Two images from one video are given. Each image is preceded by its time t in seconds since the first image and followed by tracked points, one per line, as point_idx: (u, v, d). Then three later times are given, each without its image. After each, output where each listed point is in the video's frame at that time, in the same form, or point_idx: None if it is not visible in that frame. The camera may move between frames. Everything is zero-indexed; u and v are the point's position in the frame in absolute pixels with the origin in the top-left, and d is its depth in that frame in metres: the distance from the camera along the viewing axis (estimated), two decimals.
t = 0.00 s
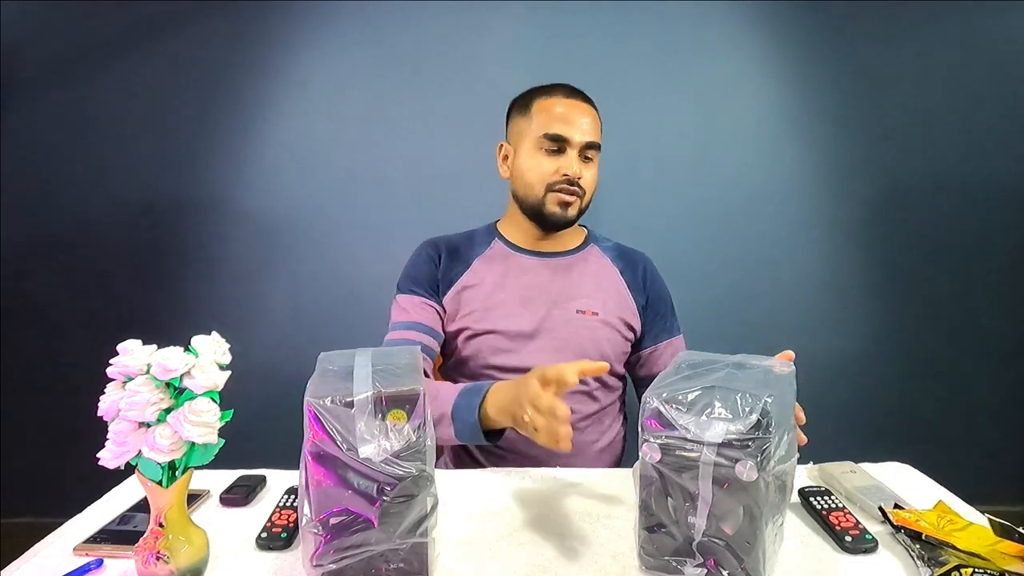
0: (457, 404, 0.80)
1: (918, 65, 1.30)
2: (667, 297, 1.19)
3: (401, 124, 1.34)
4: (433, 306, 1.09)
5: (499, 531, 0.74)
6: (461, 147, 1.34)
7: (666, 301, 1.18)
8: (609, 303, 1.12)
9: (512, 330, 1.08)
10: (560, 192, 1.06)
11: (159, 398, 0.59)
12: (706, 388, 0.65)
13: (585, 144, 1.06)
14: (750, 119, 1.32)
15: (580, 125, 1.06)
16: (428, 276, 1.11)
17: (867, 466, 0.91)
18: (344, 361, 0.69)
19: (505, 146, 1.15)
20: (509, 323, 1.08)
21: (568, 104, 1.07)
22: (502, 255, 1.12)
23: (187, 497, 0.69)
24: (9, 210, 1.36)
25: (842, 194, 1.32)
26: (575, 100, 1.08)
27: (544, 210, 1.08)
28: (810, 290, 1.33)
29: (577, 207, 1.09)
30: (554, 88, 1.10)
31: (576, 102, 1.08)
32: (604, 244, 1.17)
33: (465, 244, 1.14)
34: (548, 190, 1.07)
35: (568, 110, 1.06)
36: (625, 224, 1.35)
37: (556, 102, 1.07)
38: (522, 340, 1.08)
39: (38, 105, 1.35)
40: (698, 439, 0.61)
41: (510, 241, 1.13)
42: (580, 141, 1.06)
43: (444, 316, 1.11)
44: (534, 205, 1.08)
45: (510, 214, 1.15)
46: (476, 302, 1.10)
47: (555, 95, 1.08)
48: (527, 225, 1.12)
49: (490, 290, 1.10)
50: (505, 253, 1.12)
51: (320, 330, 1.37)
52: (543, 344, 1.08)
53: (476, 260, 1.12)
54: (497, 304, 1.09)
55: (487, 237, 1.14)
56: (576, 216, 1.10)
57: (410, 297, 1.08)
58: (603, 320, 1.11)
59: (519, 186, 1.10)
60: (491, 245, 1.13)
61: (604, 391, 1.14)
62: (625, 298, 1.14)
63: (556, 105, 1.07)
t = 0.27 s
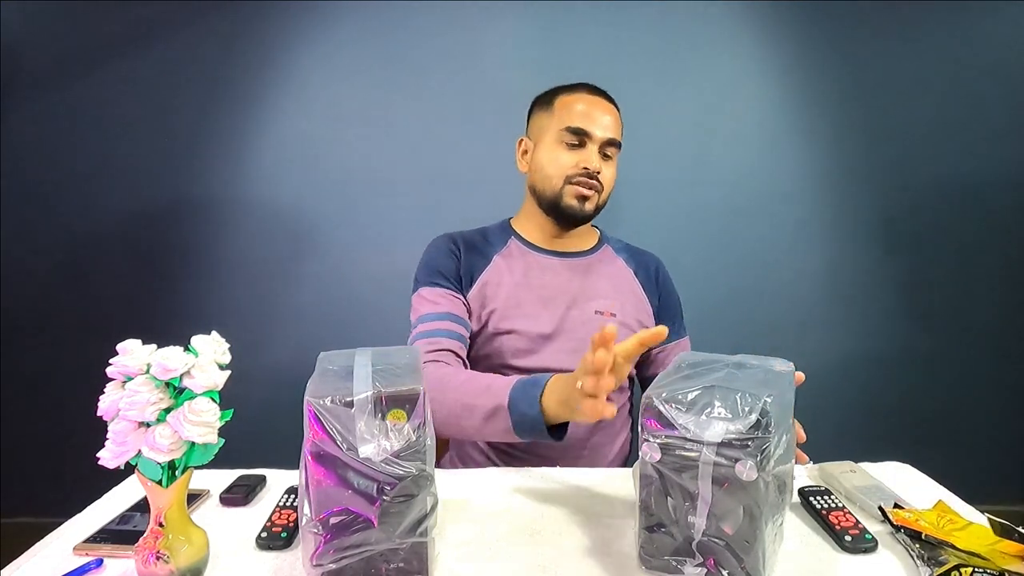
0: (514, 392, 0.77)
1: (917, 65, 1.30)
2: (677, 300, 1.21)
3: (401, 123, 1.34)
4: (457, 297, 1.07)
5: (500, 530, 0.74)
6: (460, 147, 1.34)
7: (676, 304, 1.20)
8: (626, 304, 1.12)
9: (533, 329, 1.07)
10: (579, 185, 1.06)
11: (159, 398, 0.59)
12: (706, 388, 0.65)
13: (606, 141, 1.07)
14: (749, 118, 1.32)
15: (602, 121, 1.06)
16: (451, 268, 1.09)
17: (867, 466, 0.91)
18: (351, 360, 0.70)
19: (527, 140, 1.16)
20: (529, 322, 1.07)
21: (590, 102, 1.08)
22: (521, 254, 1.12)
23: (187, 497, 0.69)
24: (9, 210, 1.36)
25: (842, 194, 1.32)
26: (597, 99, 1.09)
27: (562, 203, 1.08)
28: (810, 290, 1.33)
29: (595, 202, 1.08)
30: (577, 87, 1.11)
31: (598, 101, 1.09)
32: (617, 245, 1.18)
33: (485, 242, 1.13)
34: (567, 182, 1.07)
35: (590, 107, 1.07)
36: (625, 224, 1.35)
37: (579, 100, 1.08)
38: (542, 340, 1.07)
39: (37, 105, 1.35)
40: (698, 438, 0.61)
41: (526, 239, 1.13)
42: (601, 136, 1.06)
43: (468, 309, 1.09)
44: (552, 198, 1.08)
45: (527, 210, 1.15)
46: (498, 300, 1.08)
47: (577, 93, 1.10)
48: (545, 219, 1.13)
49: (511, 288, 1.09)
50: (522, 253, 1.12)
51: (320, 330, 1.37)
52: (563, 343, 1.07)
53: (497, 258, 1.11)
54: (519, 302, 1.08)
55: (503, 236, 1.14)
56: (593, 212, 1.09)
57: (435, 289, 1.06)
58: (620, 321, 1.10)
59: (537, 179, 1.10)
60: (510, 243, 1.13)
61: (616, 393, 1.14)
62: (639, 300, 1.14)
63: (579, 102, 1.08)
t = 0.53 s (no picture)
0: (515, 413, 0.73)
1: (917, 65, 1.30)
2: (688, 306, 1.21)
3: (401, 123, 1.34)
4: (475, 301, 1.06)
5: (501, 531, 0.74)
6: (461, 147, 1.34)
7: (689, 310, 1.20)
8: (642, 311, 1.12)
9: (550, 331, 1.07)
10: (585, 183, 1.06)
11: (159, 398, 0.59)
12: (705, 389, 0.65)
13: (608, 134, 1.07)
14: (749, 118, 1.32)
15: (599, 115, 1.06)
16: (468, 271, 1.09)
17: (867, 466, 0.91)
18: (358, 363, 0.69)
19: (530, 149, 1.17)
20: (546, 324, 1.07)
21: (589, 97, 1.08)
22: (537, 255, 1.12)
23: (187, 497, 0.69)
24: (8, 210, 1.36)
25: (842, 194, 1.32)
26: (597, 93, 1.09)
27: (570, 203, 1.07)
28: (810, 289, 1.33)
29: (605, 198, 1.07)
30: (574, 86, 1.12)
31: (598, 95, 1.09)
32: (633, 250, 1.18)
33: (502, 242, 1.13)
34: (573, 182, 1.06)
35: (588, 102, 1.07)
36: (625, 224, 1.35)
37: (578, 97, 1.08)
38: (558, 342, 1.07)
39: (37, 105, 1.35)
40: (698, 439, 0.61)
41: (542, 240, 1.13)
42: (603, 130, 1.06)
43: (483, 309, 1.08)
44: (561, 200, 1.08)
45: (538, 215, 1.15)
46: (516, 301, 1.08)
47: (576, 91, 1.10)
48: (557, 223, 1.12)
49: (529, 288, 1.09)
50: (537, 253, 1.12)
51: (320, 330, 1.37)
52: (579, 347, 1.07)
53: (514, 258, 1.11)
54: (536, 304, 1.08)
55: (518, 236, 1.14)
56: (606, 208, 1.08)
57: (451, 291, 1.05)
58: (635, 328, 1.10)
59: (544, 183, 1.10)
60: (525, 244, 1.13)
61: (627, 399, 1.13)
62: (654, 306, 1.14)
63: (578, 99, 1.08)
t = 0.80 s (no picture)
0: (515, 431, 0.79)
1: (918, 65, 1.30)
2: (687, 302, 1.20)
3: (401, 123, 1.34)
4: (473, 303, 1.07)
5: (500, 530, 0.74)
6: (460, 147, 1.34)
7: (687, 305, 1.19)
8: (638, 308, 1.12)
9: (546, 330, 1.07)
10: (563, 183, 1.06)
11: (159, 398, 0.59)
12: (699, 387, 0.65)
13: (582, 133, 1.07)
14: (749, 118, 1.32)
15: (567, 115, 1.07)
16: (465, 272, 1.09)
17: (867, 465, 0.91)
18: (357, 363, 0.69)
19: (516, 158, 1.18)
20: (542, 323, 1.07)
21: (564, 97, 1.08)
22: (531, 255, 1.12)
23: (187, 497, 0.69)
24: (8, 210, 1.36)
25: (842, 194, 1.32)
26: (572, 93, 1.09)
27: (552, 205, 1.08)
28: (810, 289, 1.33)
29: (587, 195, 1.07)
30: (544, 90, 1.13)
31: (573, 95, 1.09)
32: (628, 246, 1.17)
33: (498, 243, 1.13)
34: (552, 184, 1.07)
35: (562, 103, 1.07)
36: (625, 224, 1.35)
37: (554, 97, 1.09)
38: (555, 340, 1.07)
39: (37, 105, 1.35)
40: (693, 437, 0.61)
41: (535, 239, 1.13)
42: (575, 130, 1.07)
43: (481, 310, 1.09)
44: (542, 203, 1.09)
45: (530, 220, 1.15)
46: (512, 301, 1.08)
47: (553, 91, 1.10)
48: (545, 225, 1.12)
49: (524, 288, 1.09)
50: (533, 254, 1.12)
51: (320, 330, 1.37)
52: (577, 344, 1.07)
53: (510, 258, 1.11)
54: (532, 303, 1.08)
55: (514, 236, 1.14)
56: (588, 205, 1.08)
57: (448, 294, 1.06)
58: (632, 323, 1.10)
59: (527, 189, 1.12)
60: (521, 245, 1.13)
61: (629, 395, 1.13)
62: (651, 303, 1.13)
63: (554, 99, 1.09)
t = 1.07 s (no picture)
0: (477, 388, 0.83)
1: (918, 65, 1.30)
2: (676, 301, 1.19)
3: (401, 123, 1.34)
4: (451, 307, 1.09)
5: (501, 530, 0.74)
6: (461, 147, 1.34)
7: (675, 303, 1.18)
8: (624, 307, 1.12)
9: (528, 332, 1.08)
10: (543, 187, 1.07)
11: (159, 398, 0.58)
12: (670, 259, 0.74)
13: (561, 135, 1.07)
14: (749, 119, 1.32)
15: (547, 117, 1.06)
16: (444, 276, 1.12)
17: (867, 465, 0.91)
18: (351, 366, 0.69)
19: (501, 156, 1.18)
20: (524, 325, 1.08)
21: (546, 98, 1.08)
22: (515, 258, 1.12)
23: (187, 497, 0.69)
24: (9, 210, 1.36)
25: (842, 194, 1.32)
26: (553, 94, 1.09)
27: (532, 209, 1.09)
28: (810, 289, 1.33)
29: (567, 199, 1.08)
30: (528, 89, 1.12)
31: (554, 96, 1.08)
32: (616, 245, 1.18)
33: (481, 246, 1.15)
34: (531, 187, 1.07)
35: (543, 104, 1.07)
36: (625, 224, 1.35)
37: (534, 98, 1.08)
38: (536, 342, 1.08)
39: (37, 105, 1.35)
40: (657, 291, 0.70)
41: (520, 241, 1.14)
42: (554, 132, 1.06)
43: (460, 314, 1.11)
44: (523, 206, 1.10)
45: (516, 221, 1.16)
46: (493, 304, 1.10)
47: (534, 92, 1.10)
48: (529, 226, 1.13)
49: (507, 291, 1.10)
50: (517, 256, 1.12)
51: (320, 330, 1.37)
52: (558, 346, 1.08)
53: (493, 262, 1.13)
54: (513, 306, 1.09)
55: (499, 240, 1.15)
56: (569, 209, 1.09)
57: (427, 300, 1.08)
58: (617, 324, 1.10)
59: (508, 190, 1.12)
60: (505, 248, 1.14)
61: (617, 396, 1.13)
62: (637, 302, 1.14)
63: (534, 100, 1.08)
